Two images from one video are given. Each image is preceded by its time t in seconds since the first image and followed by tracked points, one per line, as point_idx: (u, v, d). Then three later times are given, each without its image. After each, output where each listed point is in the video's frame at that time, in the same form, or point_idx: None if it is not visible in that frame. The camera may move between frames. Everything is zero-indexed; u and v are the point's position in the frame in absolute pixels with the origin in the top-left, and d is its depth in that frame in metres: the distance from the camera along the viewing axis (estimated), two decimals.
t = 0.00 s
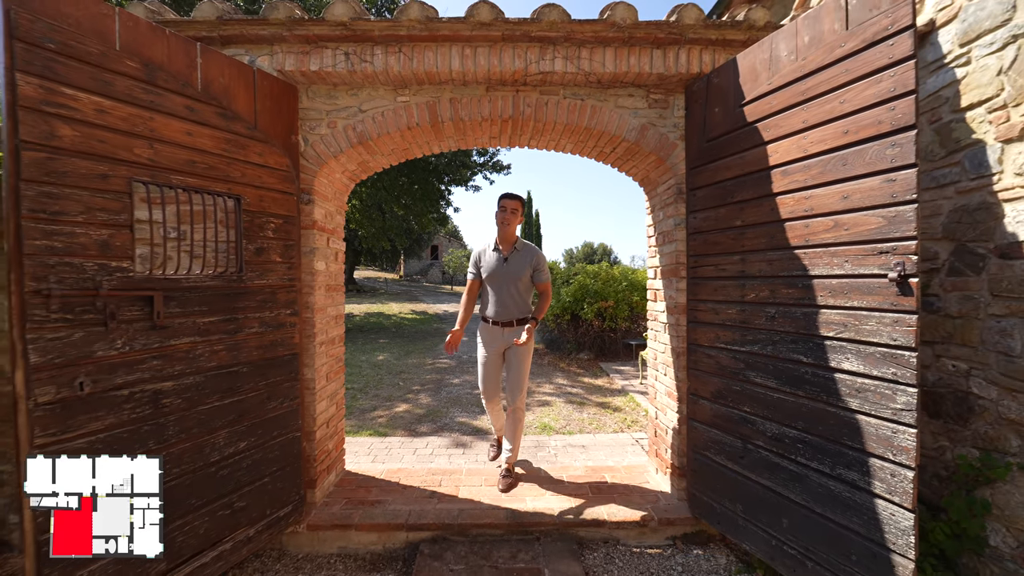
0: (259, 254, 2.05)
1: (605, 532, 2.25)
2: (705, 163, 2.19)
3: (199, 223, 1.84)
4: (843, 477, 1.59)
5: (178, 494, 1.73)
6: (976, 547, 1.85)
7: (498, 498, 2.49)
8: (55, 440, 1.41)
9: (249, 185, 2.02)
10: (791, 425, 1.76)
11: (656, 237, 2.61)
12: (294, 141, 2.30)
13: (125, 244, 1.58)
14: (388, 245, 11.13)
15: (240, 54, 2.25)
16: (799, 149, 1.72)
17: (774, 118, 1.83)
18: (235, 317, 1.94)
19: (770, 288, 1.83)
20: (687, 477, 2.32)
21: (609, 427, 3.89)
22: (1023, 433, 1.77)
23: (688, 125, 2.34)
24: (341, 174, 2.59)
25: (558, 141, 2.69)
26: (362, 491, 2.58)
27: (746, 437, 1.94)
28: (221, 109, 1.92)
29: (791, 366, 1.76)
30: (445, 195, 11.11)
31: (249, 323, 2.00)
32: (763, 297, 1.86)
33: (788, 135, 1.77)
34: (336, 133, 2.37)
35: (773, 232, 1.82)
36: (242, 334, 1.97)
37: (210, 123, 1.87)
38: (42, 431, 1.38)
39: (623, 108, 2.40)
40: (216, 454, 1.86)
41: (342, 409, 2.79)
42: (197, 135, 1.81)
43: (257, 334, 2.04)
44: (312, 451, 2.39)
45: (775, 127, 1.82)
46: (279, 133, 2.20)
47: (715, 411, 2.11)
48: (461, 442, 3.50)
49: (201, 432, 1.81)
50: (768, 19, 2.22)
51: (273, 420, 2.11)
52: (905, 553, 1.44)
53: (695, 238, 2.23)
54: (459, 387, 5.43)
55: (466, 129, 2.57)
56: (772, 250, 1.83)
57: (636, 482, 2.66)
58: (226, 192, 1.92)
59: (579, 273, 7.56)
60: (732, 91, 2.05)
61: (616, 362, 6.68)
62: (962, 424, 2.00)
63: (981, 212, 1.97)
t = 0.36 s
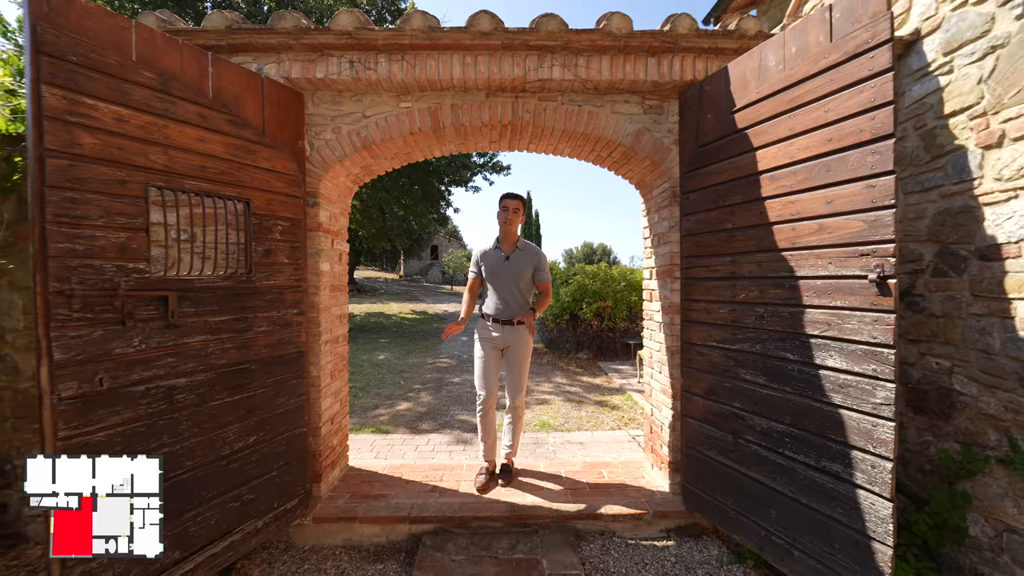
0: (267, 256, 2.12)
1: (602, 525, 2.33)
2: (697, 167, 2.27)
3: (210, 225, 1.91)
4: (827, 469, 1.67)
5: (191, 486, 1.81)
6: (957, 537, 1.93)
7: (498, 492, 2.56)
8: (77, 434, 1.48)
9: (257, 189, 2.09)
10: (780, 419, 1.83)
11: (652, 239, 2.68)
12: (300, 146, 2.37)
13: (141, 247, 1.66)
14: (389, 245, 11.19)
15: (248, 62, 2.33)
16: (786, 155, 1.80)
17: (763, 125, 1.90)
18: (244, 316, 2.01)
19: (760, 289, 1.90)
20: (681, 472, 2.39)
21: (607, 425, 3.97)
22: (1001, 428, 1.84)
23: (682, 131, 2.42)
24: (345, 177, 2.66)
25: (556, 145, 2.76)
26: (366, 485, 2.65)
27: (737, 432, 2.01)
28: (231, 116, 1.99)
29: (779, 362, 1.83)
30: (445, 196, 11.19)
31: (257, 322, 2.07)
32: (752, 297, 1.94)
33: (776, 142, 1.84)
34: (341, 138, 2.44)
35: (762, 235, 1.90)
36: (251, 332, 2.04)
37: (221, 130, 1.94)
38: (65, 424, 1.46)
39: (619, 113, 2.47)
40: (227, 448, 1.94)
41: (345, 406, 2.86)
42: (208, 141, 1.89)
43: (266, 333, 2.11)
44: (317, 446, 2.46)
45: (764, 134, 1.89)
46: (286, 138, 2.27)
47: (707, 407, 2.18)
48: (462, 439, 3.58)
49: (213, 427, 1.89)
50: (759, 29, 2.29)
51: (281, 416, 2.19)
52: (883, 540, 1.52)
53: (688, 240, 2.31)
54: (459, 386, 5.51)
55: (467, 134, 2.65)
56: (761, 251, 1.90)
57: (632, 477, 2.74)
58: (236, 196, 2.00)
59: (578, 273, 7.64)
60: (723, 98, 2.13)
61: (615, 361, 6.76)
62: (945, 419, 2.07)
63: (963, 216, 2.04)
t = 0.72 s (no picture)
0: (275, 256, 2.21)
1: (597, 516, 2.42)
2: (689, 171, 2.35)
3: (221, 228, 2.00)
4: (809, 460, 1.76)
5: (203, 476, 1.90)
6: (936, 526, 2.02)
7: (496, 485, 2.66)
8: (99, 425, 1.57)
9: (266, 192, 2.17)
10: (765, 413, 1.92)
11: (646, 240, 2.77)
12: (306, 150, 2.46)
13: (158, 248, 1.75)
14: (389, 245, 11.29)
15: (256, 69, 2.41)
16: (771, 160, 1.88)
17: (750, 131, 1.99)
18: (253, 314, 2.10)
19: (747, 288, 1.99)
20: (673, 465, 2.48)
21: (604, 422, 4.06)
22: (977, 421, 1.93)
23: (674, 136, 2.50)
24: (349, 180, 2.75)
25: (554, 149, 2.85)
26: (369, 479, 2.74)
27: (726, 426, 2.10)
28: (240, 122, 2.07)
29: (765, 358, 1.91)
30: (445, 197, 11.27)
31: (265, 320, 2.16)
32: (740, 297, 2.02)
33: (762, 148, 1.93)
34: (345, 142, 2.53)
35: (749, 236, 1.98)
36: (259, 330, 2.13)
37: (231, 136, 2.03)
38: (88, 416, 1.55)
39: (614, 119, 2.55)
40: (237, 441, 2.02)
41: (349, 402, 2.94)
42: (220, 147, 1.97)
43: (273, 330, 2.20)
44: (322, 440, 2.55)
45: (751, 140, 1.98)
46: (293, 143, 2.36)
47: (697, 402, 2.27)
48: (461, 435, 3.66)
49: (224, 420, 1.97)
50: (749, 37, 2.38)
51: (288, 410, 2.27)
52: (860, 525, 1.61)
53: (680, 241, 2.39)
54: (460, 384, 5.60)
55: (466, 138, 2.73)
56: (748, 253, 1.99)
57: (627, 471, 2.83)
58: (245, 200, 2.08)
59: (576, 273, 7.73)
60: (713, 105, 2.21)
61: (613, 360, 6.85)
62: (926, 413, 2.16)
63: (943, 218, 2.13)
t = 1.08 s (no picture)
0: (284, 257, 2.30)
1: (592, 506, 2.51)
2: (681, 175, 2.45)
3: (232, 229, 2.09)
4: (793, 450, 1.85)
5: (217, 466, 1.99)
6: (916, 514, 2.11)
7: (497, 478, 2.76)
8: (121, 416, 1.67)
9: (274, 196, 2.27)
10: (752, 406, 2.01)
11: (640, 241, 2.86)
12: (313, 155, 2.55)
13: (174, 249, 1.84)
14: (390, 245, 11.38)
15: (264, 76, 2.50)
16: (757, 165, 1.98)
17: (738, 137, 2.08)
18: (263, 312, 2.19)
19: (735, 287, 2.08)
20: (667, 458, 2.57)
21: (601, 418, 4.15)
22: (954, 413, 2.02)
23: (667, 140, 2.59)
24: (353, 183, 2.84)
25: (551, 152, 2.94)
26: (373, 472, 2.83)
27: (716, 419, 2.19)
28: (251, 129, 2.17)
29: (753, 353, 2.01)
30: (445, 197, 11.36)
31: (274, 318, 2.25)
32: (728, 295, 2.12)
33: (749, 153, 2.02)
34: (350, 147, 2.62)
35: (737, 238, 2.08)
36: (270, 327, 2.22)
37: (242, 142, 2.12)
38: (111, 407, 1.65)
39: (609, 124, 2.64)
40: (249, 433, 2.12)
41: (353, 398, 3.04)
42: (231, 153, 2.07)
43: (282, 328, 2.29)
44: (328, 434, 2.64)
45: (739, 146, 2.07)
46: (300, 148, 2.45)
47: (689, 397, 2.36)
48: (462, 431, 3.76)
49: (237, 413, 2.07)
50: (738, 46, 2.47)
51: (296, 405, 2.36)
52: (840, 510, 1.71)
53: (672, 242, 2.48)
54: (460, 382, 5.69)
55: (467, 143, 2.83)
56: (736, 253, 2.09)
57: (623, 464, 2.92)
58: (256, 203, 2.18)
59: (575, 273, 7.83)
60: (704, 112, 2.30)
61: (611, 359, 6.94)
62: (908, 407, 2.25)
63: (924, 220, 2.22)
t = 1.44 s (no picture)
0: (290, 258, 2.39)
1: (588, 500, 2.60)
2: (673, 180, 2.54)
3: (242, 232, 2.17)
4: (778, 443, 1.94)
5: (227, 459, 2.08)
6: (898, 506, 2.20)
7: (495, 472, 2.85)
8: (137, 410, 1.76)
9: (281, 200, 2.35)
10: (740, 402, 2.10)
11: (635, 243, 2.95)
12: (318, 160, 2.64)
13: (188, 251, 1.93)
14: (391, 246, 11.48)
15: (271, 84, 2.59)
16: (745, 172, 2.07)
17: (727, 145, 2.17)
18: (270, 312, 2.28)
19: (725, 288, 2.17)
20: (660, 453, 2.66)
21: (598, 416, 4.24)
22: (934, 409, 2.11)
23: (661, 146, 2.68)
24: (357, 186, 2.93)
25: (549, 157, 3.03)
26: (376, 467, 2.92)
27: (706, 415, 2.28)
28: (259, 136, 2.25)
29: (741, 351, 2.09)
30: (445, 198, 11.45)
31: (282, 317, 2.34)
32: (718, 296, 2.21)
33: (737, 160, 2.11)
34: (354, 152, 2.71)
35: (726, 241, 2.17)
36: (277, 326, 2.31)
37: (251, 148, 2.21)
38: (129, 402, 1.73)
39: (605, 130, 2.73)
40: (257, 428, 2.21)
41: (356, 395, 3.12)
42: (241, 159, 2.15)
43: (289, 327, 2.38)
44: (333, 430, 2.73)
45: (728, 153, 2.16)
46: (306, 153, 2.54)
47: (680, 393, 2.45)
48: (462, 428, 3.85)
49: (247, 408, 2.15)
50: (729, 55, 2.55)
51: (302, 401, 2.45)
52: (821, 501, 1.80)
53: (665, 244, 2.57)
54: (460, 381, 5.78)
55: (467, 148, 2.91)
56: (725, 256, 2.18)
57: (618, 460, 3.01)
58: (264, 207, 2.26)
59: (574, 273, 7.92)
60: (695, 119, 2.39)
61: (609, 358, 7.03)
62: (891, 404, 2.34)
63: (907, 223, 2.31)
